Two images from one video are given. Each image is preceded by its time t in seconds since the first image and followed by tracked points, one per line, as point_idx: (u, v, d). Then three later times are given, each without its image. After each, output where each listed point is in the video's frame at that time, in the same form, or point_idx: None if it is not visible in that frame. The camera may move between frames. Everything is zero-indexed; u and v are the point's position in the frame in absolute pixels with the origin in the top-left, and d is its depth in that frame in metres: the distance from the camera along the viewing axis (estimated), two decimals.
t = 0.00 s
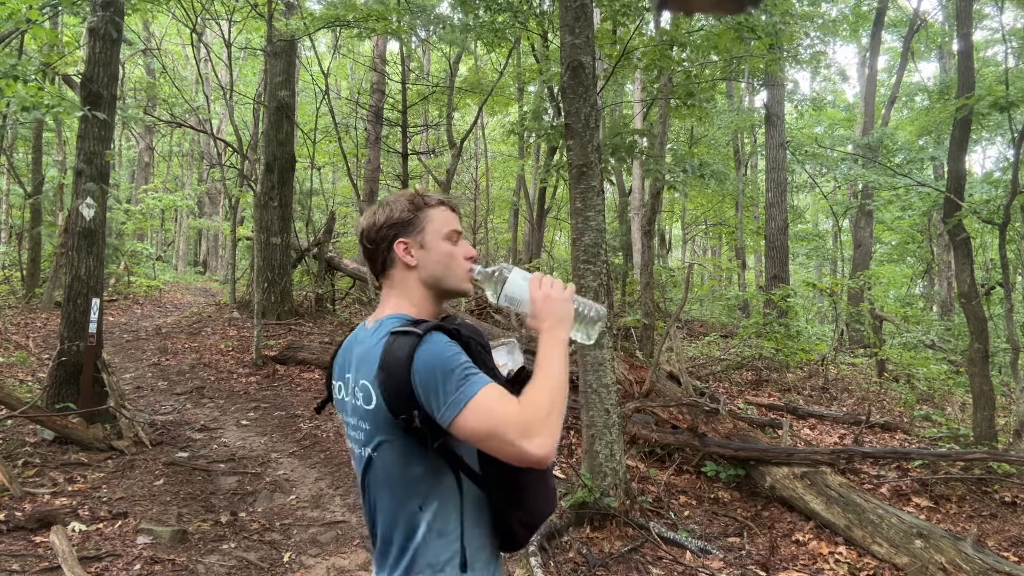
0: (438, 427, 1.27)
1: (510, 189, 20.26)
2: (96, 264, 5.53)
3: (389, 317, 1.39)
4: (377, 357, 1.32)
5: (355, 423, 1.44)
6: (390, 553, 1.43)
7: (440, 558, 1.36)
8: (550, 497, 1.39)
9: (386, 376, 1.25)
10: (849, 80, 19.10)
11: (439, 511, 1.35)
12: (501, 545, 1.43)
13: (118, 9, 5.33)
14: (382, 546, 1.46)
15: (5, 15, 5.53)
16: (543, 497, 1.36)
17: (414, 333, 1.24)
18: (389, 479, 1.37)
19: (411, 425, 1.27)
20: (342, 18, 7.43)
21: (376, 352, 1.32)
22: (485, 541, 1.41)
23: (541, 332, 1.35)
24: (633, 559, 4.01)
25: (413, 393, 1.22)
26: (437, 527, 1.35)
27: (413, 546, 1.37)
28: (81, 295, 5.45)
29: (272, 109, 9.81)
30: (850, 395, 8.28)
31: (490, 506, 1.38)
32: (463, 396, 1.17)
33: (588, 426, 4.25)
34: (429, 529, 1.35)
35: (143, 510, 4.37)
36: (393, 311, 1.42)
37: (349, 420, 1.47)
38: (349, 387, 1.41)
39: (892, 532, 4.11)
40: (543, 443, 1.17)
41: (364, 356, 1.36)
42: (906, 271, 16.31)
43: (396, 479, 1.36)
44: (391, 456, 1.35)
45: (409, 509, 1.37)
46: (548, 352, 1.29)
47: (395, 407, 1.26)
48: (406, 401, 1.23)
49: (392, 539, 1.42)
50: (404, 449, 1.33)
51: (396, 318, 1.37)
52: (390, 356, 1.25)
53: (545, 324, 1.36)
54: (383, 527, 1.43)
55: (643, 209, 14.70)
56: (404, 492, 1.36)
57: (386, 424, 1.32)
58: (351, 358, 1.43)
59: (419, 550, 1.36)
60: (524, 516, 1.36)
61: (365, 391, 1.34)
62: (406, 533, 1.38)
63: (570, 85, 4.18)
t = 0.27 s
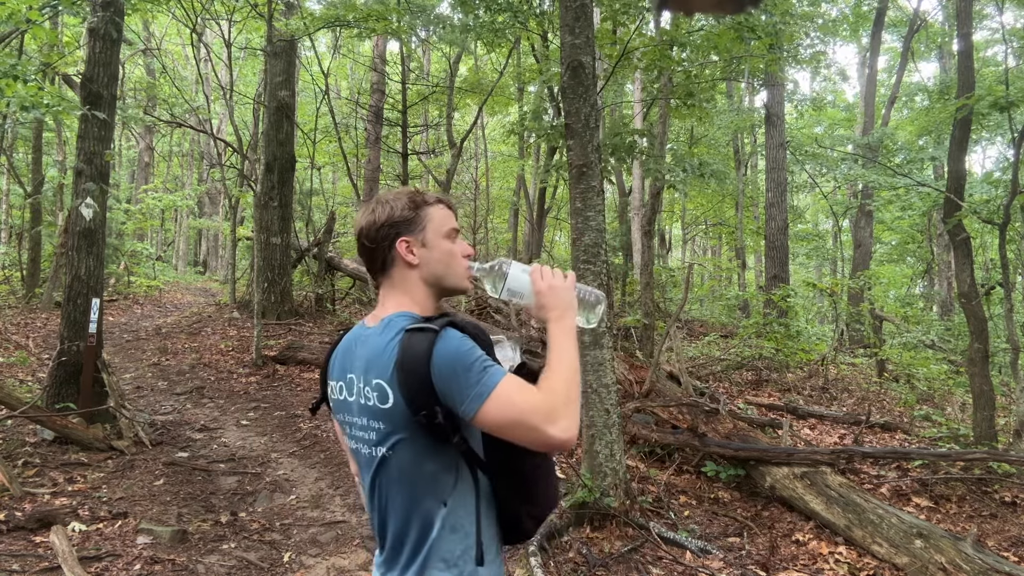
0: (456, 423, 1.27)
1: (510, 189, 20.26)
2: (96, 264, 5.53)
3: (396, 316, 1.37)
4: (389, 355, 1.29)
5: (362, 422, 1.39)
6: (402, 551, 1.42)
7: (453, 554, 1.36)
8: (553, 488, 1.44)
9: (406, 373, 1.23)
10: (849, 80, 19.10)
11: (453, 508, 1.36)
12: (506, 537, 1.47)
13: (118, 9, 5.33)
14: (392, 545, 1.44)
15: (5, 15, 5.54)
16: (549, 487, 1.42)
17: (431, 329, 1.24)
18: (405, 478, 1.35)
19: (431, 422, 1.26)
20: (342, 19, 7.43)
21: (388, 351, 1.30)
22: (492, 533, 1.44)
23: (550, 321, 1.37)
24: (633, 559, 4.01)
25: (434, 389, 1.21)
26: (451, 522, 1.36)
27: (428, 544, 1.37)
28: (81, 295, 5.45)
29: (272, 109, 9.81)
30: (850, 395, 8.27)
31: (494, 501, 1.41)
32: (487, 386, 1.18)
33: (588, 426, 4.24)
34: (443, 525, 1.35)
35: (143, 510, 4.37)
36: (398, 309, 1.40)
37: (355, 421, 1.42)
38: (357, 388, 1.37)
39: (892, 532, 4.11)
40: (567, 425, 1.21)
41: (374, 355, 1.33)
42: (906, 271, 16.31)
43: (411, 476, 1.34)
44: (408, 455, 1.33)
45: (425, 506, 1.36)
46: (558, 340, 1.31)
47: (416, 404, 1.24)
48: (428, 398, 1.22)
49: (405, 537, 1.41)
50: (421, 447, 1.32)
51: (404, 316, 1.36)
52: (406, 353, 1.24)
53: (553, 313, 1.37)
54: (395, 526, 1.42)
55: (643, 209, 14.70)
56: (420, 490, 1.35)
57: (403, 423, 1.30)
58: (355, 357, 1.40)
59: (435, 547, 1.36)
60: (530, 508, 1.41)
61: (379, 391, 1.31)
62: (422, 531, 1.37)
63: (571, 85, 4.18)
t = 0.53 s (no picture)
0: (484, 421, 1.28)
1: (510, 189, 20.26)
2: (96, 264, 5.53)
3: (415, 316, 1.36)
4: (416, 356, 1.28)
5: (384, 423, 1.37)
6: (423, 554, 1.39)
7: (478, 552, 1.36)
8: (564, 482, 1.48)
9: (438, 374, 1.22)
10: (848, 80, 19.09)
11: (478, 505, 1.36)
12: (520, 531, 1.49)
13: (118, 9, 5.33)
14: (411, 548, 1.41)
15: (5, 15, 5.54)
16: (561, 480, 1.46)
17: (461, 329, 1.24)
18: (430, 479, 1.34)
19: (463, 421, 1.26)
20: (342, 19, 7.42)
21: (414, 352, 1.28)
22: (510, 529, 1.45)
23: (564, 316, 1.38)
24: (633, 559, 4.01)
25: (467, 389, 1.21)
26: (476, 520, 1.35)
27: (452, 544, 1.36)
28: (81, 295, 5.45)
29: (272, 109, 9.81)
30: (850, 395, 8.27)
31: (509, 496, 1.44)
32: (521, 383, 1.21)
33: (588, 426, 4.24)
34: (469, 523, 1.35)
35: (143, 510, 4.37)
36: (416, 310, 1.39)
37: (374, 423, 1.39)
38: (379, 389, 1.34)
39: (892, 532, 4.11)
40: (599, 416, 1.25)
41: (398, 356, 1.30)
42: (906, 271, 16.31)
43: (437, 477, 1.33)
44: (436, 454, 1.32)
45: (451, 506, 1.35)
46: (578, 335, 1.33)
47: (449, 404, 1.23)
48: (461, 397, 1.22)
49: (426, 539, 1.39)
50: (450, 446, 1.31)
51: (425, 317, 1.35)
52: (434, 354, 1.23)
53: (567, 308, 1.38)
54: (416, 529, 1.39)
55: (643, 209, 14.70)
56: (447, 490, 1.34)
57: (433, 424, 1.28)
58: (374, 358, 1.37)
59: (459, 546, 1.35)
60: (546, 501, 1.46)
61: (407, 392, 1.29)
62: (446, 531, 1.36)
63: (571, 85, 4.18)
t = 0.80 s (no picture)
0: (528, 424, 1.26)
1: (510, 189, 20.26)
2: (96, 264, 5.53)
3: (452, 317, 1.33)
4: (459, 358, 1.24)
5: (420, 426, 1.32)
6: (456, 558, 1.36)
7: (513, 551, 1.35)
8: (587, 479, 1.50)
9: (485, 376, 1.20)
10: (848, 80, 19.09)
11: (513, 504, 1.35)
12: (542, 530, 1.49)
13: (118, 9, 5.34)
14: (443, 552, 1.38)
15: (5, 15, 5.54)
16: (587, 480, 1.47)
17: (504, 330, 1.22)
18: (470, 481, 1.31)
19: (509, 424, 1.24)
20: (343, 19, 7.43)
21: (456, 353, 1.24)
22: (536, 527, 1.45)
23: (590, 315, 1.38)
24: (633, 560, 4.01)
25: (513, 390, 1.19)
26: (512, 520, 1.35)
27: (488, 544, 1.34)
28: (81, 295, 5.45)
29: (272, 109, 9.82)
30: (850, 395, 8.28)
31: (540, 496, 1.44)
32: (565, 380, 1.20)
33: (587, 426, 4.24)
34: (506, 523, 1.34)
35: (143, 510, 4.37)
36: (448, 312, 1.36)
37: (408, 425, 1.34)
38: (416, 391, 1.29)
39: (892, 532, 4.11)
40: (637, 413, 1.25)
41: (438, 357, 1.26)
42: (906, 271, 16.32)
43: (477, 479, 1.31)
44: (477, 456, 1.29)
45: (489, 508, 1.33)
46: (607, 333, 1.33)
47: (496, 406, 1.21)
48: (507, 399, 1.20)
49: (460, 542, 1.36)
50: (491, 447, 1.29)
51: (462, 319, 1.33)
52: (480, 355, 1.21)
53: (597, 306, 1.38)
54: (449, 532, 1.36)
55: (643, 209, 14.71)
56: (485, 491, 1.32)
57: (476, 426, 1.25)
58: (408, 360, 1.32)
59: (495, 546, 1.34)
60: (576, 503, 1.46)
61: (450, 395, 1.25)
62: (482, 533, 1.34)
63: (571, 85, 4.18)
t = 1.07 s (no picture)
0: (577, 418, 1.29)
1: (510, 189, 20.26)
2: (96, 264, 5.53)
3: (494, 315, 1.34)
4: (508, 355, 1.25)
5: (465, 423, 1.32)
6: (499, 555, 1.36)
7: (557, 543, 1.38)
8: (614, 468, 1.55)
9: (540, 371, 1.21)
10: (848, 80, 19.09)
11: (555, 497, 1.38)
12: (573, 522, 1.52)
13: (118, 9, 5.34)
14: (486, 550, 1.37)
15: (5, 15, 5.54)
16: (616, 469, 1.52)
17: (551, 327, 1.24)
18: (517, 477, 1.32)
19: (559, 418, 1.27)
20: (343, 18, 7.42)
21: (506, 350, 1.25)
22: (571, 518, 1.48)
23: (619, 309, 1.40)
24: (633, 559, 4.01)
25: (564, 384, 1.22)
26: (554, 512, 1.37)
27: (533, 539, 1.35)
28: (81, 295, 5.45)
29: (272, 109, 9.81)
30: (850, 395, 8.27)
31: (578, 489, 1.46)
32: (612, 374, 1.23)
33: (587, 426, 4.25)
34: (551, 515, 1.36)
35: (143, 510, 4.37)
36: (489, 311, 1.36)
37: (452, 423, 1.33)
38: (463, 388, 1.29)
39: (892, 531, 4.11)
40: (676, 402, 1.30)
41: (486, 354, 1.26)
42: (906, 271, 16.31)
43: (525, 474, 1.32)
44: (525, 452, 1.30)
45: (535, 502, 1.34)
46: (639, 325, 1.36)
47: (548, 401, 1.23)
48: (559, 394, 1.22)
49: (505, 539, 1.35)
50: (539, 442, 1.31)
51: (504, 316, 1.34)
52: (532, 351, 1.22)
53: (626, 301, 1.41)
54: (494, 529, 1.35)
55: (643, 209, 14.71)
56: (532, 485, 1.33)
57: (527, 421, 1.27)
58: (451, 359, 1.31)
59: (539, 540, 1.35)
60: (609, 493, 1.50)
61: (500, 391, 1.25)
62: (527, 528, 1.34)
63: (571, 85, 4.18)
